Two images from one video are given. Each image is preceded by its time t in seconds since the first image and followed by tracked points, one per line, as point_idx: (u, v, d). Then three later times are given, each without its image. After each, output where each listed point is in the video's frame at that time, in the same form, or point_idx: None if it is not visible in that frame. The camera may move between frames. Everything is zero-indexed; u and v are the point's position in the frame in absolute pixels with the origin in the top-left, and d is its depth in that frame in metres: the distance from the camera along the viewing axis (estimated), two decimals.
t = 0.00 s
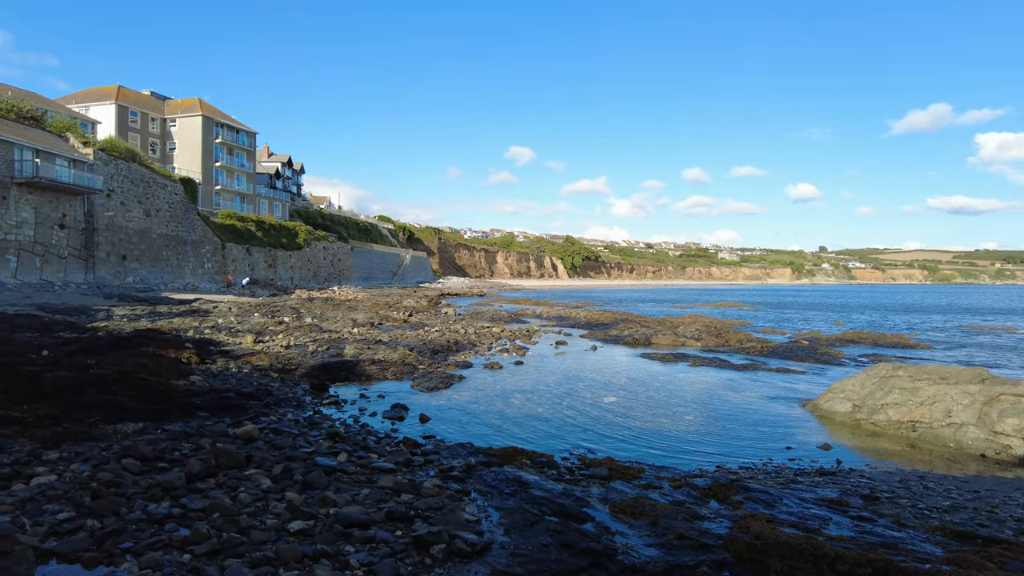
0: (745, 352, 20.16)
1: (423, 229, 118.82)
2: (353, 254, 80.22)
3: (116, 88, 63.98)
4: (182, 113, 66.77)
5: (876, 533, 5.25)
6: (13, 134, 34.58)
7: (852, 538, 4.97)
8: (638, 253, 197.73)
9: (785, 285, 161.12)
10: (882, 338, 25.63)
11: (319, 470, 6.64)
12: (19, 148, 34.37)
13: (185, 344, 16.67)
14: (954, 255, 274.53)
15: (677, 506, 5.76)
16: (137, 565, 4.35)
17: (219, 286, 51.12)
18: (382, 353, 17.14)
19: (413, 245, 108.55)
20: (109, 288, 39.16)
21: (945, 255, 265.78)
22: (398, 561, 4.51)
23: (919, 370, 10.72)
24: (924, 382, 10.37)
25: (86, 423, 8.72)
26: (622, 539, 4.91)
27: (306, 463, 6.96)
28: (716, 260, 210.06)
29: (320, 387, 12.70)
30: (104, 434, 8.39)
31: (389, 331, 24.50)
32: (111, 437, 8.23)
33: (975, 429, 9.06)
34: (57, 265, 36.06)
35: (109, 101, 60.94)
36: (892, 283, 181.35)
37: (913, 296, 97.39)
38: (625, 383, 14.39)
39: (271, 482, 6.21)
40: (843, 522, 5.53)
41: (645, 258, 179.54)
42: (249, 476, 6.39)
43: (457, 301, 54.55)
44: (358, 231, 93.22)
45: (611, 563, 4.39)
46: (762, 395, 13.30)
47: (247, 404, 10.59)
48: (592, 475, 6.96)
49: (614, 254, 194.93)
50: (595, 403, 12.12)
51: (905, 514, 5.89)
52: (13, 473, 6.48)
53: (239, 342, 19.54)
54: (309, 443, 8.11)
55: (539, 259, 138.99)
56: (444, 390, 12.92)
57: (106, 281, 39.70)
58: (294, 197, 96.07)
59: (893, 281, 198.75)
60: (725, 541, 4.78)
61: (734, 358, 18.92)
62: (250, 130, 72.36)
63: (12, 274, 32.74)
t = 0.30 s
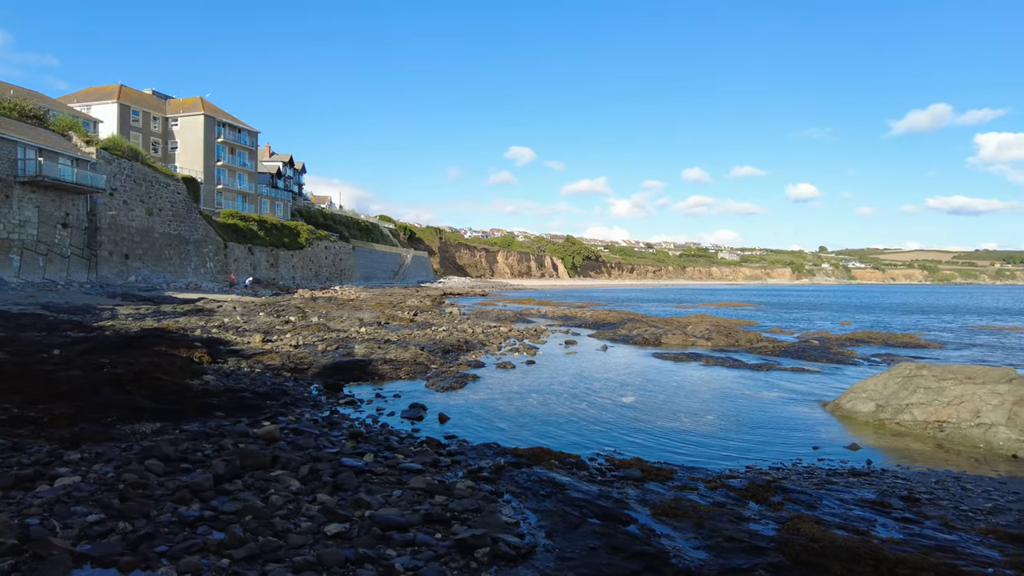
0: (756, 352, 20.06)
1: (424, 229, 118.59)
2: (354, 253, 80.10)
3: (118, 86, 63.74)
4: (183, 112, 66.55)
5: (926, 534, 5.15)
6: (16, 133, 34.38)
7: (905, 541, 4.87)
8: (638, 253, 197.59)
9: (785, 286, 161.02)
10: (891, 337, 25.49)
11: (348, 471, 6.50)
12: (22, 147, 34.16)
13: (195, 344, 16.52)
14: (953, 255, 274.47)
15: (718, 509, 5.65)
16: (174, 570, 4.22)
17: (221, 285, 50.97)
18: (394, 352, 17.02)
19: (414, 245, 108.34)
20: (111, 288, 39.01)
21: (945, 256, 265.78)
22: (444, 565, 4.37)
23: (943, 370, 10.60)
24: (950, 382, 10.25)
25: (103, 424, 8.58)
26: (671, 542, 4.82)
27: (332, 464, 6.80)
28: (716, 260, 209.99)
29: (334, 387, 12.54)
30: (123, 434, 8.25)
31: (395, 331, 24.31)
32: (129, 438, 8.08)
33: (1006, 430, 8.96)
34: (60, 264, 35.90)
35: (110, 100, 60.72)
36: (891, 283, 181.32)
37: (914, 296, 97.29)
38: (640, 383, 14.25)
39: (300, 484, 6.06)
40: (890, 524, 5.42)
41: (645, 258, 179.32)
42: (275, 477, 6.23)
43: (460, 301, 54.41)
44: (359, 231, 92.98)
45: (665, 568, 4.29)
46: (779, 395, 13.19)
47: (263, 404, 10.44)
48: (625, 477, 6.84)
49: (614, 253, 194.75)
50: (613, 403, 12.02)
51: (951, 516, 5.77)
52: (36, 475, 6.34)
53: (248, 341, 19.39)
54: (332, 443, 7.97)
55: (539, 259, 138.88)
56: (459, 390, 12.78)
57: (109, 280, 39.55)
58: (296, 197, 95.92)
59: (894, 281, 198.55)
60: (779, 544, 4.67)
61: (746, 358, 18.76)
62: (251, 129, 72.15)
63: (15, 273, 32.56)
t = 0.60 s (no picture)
0: (768, 353, 19.95)
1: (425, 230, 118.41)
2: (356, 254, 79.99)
3: (120, 87, 63.63)
4: (185, 113, 66.45)
5: (979, 542, 5.02)
6: (20, 133, 34.26)
7: (960, 549, 4.74)
8: (639, 254, 197.46)
9: (785, 287, 160.98)
10: (900, 338, 25.40)
11: (378, 476, 6.37)
12: (26, 147, 34.02)
13: (205, 345, 16.39)
14: (953, 256, 274.42)
15: (760, 515, 5.53)
16: None
17: (224, 286, 50.85)
18: (405, 353, 16.91)
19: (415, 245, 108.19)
20: (115, 288, 38.91)
21: (944, 256, 265.82)
22: None
23: (969, 372, 10.48)
24: (976, 384, 10.12)
25: (122, 427, 8.45)
26: (719, 549, 4.71)
27: (361, 469, 6.67)
28: (716, 261, 209.95)
29: (349, 388, 12.41)
30: (143, 438, 8.13)
31: (403, 332, 24.19)
32: (149, 442, 7.95)
33: None
34: (63, 265, 35.79)
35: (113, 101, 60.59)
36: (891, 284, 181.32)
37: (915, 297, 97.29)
38: (656, 385, 14.13)
39: (331, 489, 5.94)
40: (940, 531, 5.29)
41: (646, 259, 179.35)
42: (305, 483, 6.10)
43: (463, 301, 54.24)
44: (360, 231, 92.84)
45: None
46: (798, 397, 13.07)
47: (280, 406, 10.29)
48: (659, 482, 6.72)
49: (614, 254, 194.71)
50: (631, 404, 11.89)
51: (999, 522, 5.64)
52: (60, 480, 6.23)
53: (257, 342, 19.27)
54: (356, 447, 7.85)
55: (540, 260, 138.78)
56: (475, 392, 12.65)
57: (112, 281, 39.43)
58: (297, 198, 95.81)
59: (895, 282, 198.52)
60: (832, 552, 4.55)
61: (759, 359, 18.63)
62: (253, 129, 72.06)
63: (19, 273, 32.43)
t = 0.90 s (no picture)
0: (780, 353, 19.81)
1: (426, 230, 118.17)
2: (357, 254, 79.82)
3: (122, 87, 63.44)
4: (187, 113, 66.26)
5: None
6: (23, 132, 34.07)
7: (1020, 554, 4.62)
8: (639, 254, 197.16)
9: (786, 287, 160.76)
10: (910, 338, 25.25)
11: (408, 478, 6.24)
12: (29, 147, 33.84)
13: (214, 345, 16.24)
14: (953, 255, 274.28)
15: (806, 517, 5.40)
16: None
17: (226, 286, 50.67)
18: (417, 353, 16.76)
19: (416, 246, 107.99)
20: (118, 288, 38.74)
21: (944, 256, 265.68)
22: None
23: (996, 373, 10.33)
24: (1005, 384, 9.96)
25: (141, 429, 8.30)
26: (769, 554, 4.59)
27: (389, 471, 6.52)
28: (716, 262, 209.75)
29: (364, 389, 12.26)
30: (163, 439, 7.98)
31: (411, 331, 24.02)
32: (168, 443, 7.81)
33: None
34: (66, 265, 35.61)
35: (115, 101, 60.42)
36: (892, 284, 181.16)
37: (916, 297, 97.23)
38: (671, 385, 13.98)
39: (363, 492, 5.80)
40: (991, 534, 5.17)
41: (646, 259, 179.15)
42: (335, 486, 5.96)
43: (467, 301, 54.09)
44: (362, 231, 92.69)
45: None
46: (817, 398, 12.93)
47: (297, 407, 10.14)
48: (694, 484, 6.60)
49: (615, 254, 194.51)
50: (650, 406, 11.73)
51: None
52: (84, 483, 6.08)
53: (266, 342, 19.10)
54: (380, 448, 7.70)
55: (540, 260, 138.60)
56: (491, 393, 12.51)
57: (115, 281, 39.25)
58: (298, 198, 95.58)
59: (896, 282, 198.25)
60: (890, 556, 4.44)
61: (772, 359, 18.46)
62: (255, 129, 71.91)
63: (22, 273, 32.23)
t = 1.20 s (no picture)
0: (793, 353, 19.68)
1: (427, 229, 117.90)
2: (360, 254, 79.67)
3: (124, 86, 63.28)
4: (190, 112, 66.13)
5: None
6: (28, 132, 33.96)
7: None
8: (640, 254, 196.89)
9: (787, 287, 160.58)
10: (922, 338, 25.11)
11: (441, 481, 6.11)
12: (34, 146, 33.71)
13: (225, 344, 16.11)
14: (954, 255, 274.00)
15: (854, 521, 5.29)
16: None
17: (229, 286, 50.55)
18: (429, 353, 16.62)
19: (417, 245, 107.79)
20: (122, 288, 38.61)
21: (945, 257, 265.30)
22: None
23: None
24: None
25: (161, 431, 8.18)
26: (825, 559, 4.48)
27: (421, 474, 6.38)
28: (717, 261, 209.58)
29: (380, 389, 12.12)
30: (185, 441, 7.87)
31: (419, 331, 23.89)
32: (190, 445, 7.68)
33: None
34: (70, 264, 35.51)
35: (118, 100, 60.28)
36: (893, 284, 181.00)
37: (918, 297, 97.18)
38: (688, 386, 13.84)
39: (397, 495, 5.66)
40: None
41: (647, 259, 178.96)
42: (368, 489, 5.82)
43: (471, 301, 53.95)
44: (364, 231, 92.53)
45: None
46: (837, 398, 12.80)
47: (316, 408, 10.02)
48: (731, 487, 6.47)
49: (615, 254, 193.62)
50: (670, 406, 11.61)
51: None
52: (111, 486, 5.95)
53: (276, 342, 18.98)
54: (407, 449, 7.58)
55: (542, 260, 138.47)
56: (508, 393, 12.35)
57: (119, 281, 39.14)
58: (301, 197, 95.50)
59: (897, 282, 198.09)
60: (954, 563, 4.32)
61: (786, 359, 18.30)
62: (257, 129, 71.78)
63: (26, 273, 32.10)
